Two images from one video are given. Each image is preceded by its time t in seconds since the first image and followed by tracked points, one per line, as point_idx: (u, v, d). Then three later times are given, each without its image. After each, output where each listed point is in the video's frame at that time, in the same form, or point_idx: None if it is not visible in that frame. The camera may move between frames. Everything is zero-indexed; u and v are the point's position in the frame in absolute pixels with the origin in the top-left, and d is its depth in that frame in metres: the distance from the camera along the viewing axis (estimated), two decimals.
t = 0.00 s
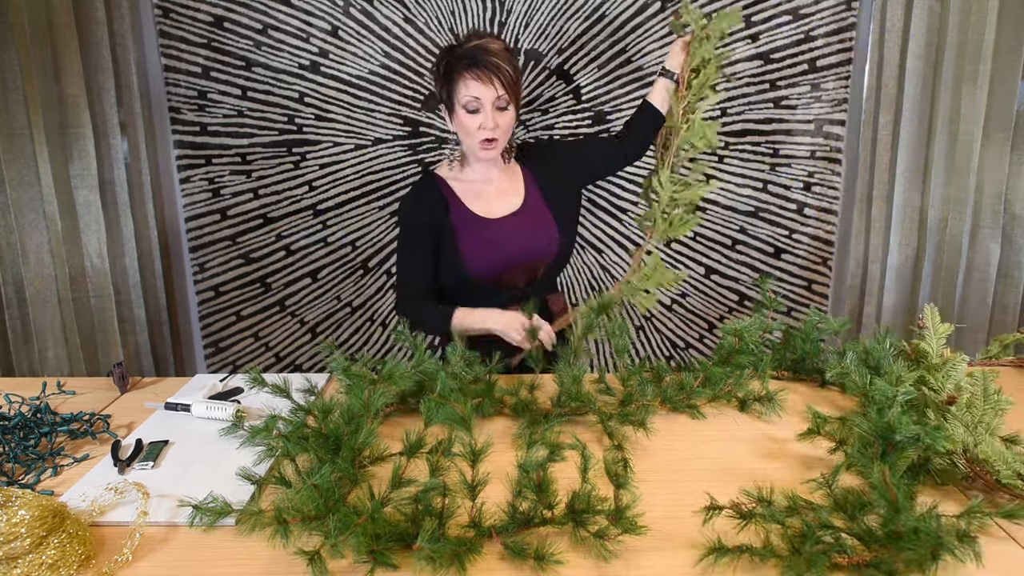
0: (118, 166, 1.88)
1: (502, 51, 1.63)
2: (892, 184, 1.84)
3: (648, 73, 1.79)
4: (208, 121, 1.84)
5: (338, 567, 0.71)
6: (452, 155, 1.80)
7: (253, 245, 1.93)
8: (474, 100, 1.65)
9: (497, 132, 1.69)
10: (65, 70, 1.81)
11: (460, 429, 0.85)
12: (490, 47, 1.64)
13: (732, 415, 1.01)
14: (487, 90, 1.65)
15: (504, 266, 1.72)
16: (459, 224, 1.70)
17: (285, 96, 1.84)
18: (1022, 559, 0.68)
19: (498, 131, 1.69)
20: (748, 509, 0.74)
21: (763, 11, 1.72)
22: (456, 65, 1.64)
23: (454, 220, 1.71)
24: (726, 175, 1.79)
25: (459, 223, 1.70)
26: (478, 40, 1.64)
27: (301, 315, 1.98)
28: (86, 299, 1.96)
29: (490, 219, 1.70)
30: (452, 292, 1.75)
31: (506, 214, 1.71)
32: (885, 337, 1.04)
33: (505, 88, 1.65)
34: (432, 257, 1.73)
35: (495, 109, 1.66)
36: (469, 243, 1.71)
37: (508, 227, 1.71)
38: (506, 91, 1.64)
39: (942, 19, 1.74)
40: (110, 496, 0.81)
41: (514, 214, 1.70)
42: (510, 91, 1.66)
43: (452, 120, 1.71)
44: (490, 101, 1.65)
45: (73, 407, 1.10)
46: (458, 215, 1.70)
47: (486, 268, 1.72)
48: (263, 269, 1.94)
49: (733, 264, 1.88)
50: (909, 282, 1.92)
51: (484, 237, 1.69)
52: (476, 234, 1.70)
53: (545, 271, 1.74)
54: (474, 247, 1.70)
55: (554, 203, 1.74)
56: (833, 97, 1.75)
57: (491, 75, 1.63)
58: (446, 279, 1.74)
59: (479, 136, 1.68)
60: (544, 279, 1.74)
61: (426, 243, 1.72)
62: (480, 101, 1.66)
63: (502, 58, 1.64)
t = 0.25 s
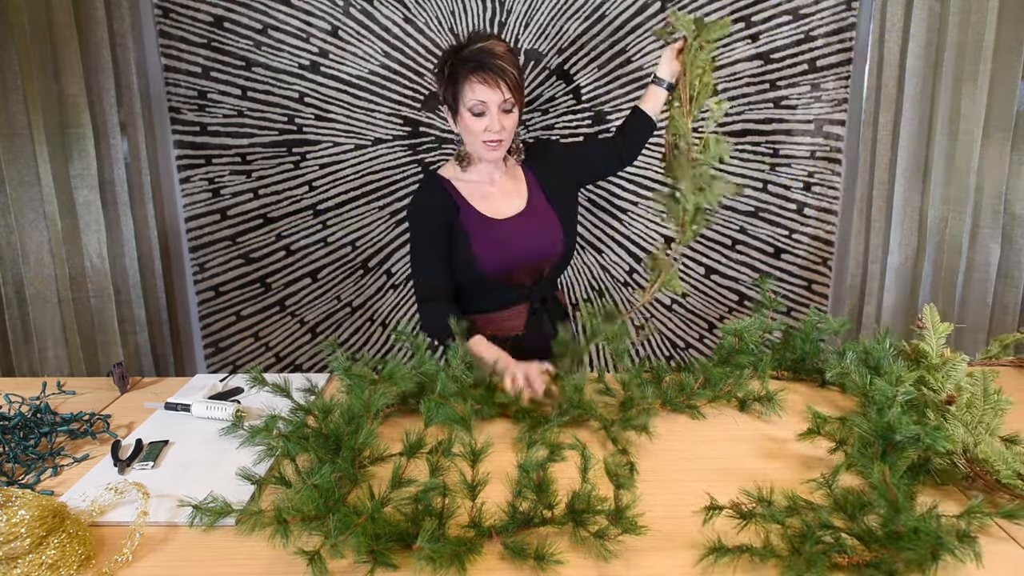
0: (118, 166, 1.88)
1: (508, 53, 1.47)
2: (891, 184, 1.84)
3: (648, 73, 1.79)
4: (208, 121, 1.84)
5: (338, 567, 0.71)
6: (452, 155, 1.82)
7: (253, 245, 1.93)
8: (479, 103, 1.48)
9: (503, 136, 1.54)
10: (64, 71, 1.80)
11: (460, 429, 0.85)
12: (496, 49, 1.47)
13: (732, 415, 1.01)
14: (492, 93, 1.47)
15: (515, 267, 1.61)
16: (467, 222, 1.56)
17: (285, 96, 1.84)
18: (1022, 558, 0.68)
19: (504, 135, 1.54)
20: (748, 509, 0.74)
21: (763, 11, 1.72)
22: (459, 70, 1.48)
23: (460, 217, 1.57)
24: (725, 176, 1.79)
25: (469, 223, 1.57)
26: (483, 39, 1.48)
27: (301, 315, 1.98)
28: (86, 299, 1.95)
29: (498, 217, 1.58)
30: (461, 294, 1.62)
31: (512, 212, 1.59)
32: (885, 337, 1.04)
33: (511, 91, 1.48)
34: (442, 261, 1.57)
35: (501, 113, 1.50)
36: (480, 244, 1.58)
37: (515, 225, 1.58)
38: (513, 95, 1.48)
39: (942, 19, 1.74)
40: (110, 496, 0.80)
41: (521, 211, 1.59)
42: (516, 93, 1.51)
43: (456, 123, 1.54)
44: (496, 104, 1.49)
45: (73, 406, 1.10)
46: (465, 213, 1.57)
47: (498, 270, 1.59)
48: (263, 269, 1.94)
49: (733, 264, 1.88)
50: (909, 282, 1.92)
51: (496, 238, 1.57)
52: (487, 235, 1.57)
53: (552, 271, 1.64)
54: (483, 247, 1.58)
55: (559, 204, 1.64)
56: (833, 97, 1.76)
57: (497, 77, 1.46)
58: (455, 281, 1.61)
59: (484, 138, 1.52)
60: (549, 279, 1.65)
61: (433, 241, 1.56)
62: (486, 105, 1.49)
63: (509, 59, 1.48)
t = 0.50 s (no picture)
0: (118, 166, 1.88)
1: (511, 50, 1.52)
2: (892, 184, 1.84)
3: (648, 73, 1.79)
4: (208, 121, 1.84)
5: (338, 567, 0.71)
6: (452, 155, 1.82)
7: (253, 245, 1.93)
8: (484, 101, 1.53)
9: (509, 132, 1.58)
10: (64, 71, 1.80)
11: (460, 429, 0.85)
12: (499, 46, 1.52)
13: (732, 415, 1.01)
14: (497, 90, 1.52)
15: (518, 267, 1.60)
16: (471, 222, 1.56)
17: (285, 96, 1.84)
18: (1022, 558, 0.68)
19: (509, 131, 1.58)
20: (748, 509, 0.74)
21: (763, 11, 1.73)
22: (463, 68, 1.52)
23: (464, 216, 1.56)
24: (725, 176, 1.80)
25: (473, 223, 1.57)
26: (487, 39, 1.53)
27: (301, 315, 1.98)
28: (86, 299, 1.96)
29: (502, 216, 1.57)
30: (461, 293, 1.62)
31: (516, 211, 1.59)
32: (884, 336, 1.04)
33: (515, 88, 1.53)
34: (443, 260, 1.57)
35: (505, 108, 1.54)
36: (484, 243, 1.57)
37: (520, 225, 1.58)
38: (518, 92, 1.53)
39: (943, 19, 1.74)
40: (110, 496, 0.81)
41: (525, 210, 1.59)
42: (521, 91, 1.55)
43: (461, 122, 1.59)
44: (501, 101, 1.53)
45: (73, 407, 1.10)
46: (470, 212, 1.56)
47: (501, 269, 1.59)
48: (263, 269, 1.94)
49: (733, 265, 1.88)
50: (909, 282, 1.91)
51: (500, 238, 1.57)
52: (491, 235, 1.57)
53: (555, 272, 1.64)
54: (487, 247, 1.57)
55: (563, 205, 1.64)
56: (833, 97, 1.76)
57: (501, 75, 1.51)
58: (455, 279, 1.61)
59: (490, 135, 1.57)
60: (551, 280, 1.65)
61: (435, 241, 1.56)
62: (491, 102, 1.54)
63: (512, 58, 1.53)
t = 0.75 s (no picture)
0: (118, 166, 1.86)
1: (511, 50, 1.48)
2: (892, 184, 1.84)
3: (648, 72, 1.79)
4: (208, 121, 1.84)
5: (338, 568, 0.71)
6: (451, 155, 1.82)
7: (253, 245, 1.93)
8: (483, 102, 1.50)
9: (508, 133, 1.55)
10: (64, 72, 1.79)
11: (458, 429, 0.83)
12: (499, 46, 1.49)
13: (732, 414, 1.01)
14: (495, 90, 1.48)
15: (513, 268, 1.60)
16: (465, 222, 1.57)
17: (285, 96, 1.84)
18: (1021, 557, 0.68)
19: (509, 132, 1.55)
20: (750, 510, 0.74)
21: (763, 11, 1.73)
22: (462, 67, 1.49)
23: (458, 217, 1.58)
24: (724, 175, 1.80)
25: (468, 225, 1.57)
26: (487, 38, 1.49)
27: (301, 315, 1.98)
28: (86, 299, 1.96)
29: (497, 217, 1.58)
30: (453, 291, 1.65)
31: (512, 213, 1.58)
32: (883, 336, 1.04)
33: (514, 90, 1.49)
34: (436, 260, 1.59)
35: (504, 109, 1.51)
36: (477, 245, 1.58)
37: (515, 226, 1.58)
38: (517, 93, 1.49)
39: (943, 19, 1.74)
40: (110, 496, 0.81)
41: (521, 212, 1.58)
42: (521, 92, 1.51)
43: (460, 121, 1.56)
44: (499, 102, 1.50)
45: (73, 407, 1.09)
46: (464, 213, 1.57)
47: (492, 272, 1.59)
48: (262, 269, 1.95)
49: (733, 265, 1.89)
50: (909, 281, 1.91)
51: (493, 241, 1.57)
52: (484, 239, 1.57)
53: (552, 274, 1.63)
54: (481, 247, 1.58)
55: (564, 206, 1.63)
56: (833, 97, 1.76)
57: (500, 76, 1.47)
58: (450, 279, 1.62)
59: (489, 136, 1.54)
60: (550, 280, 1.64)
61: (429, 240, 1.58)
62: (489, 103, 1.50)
63: (513, 58, 1.49)
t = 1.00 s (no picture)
0: (118, 166, 1.86)
1: (512, 54, 1.48)
2: (892, 184, 1.84)
3: (648, 72, 1.79)
4: (208, 121, 1.84)
5: (338, 569, 0.71)
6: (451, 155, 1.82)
7: (253, 245, 1.93)
8: (484, 107, 1.49)
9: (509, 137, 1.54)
10: (64, 72, 1.80)
11: (457, 429, 0.84)
12: (500, 49, 1.48)
13: (732, 413, 1.01)
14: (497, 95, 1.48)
15: (508, 268, 1.60)
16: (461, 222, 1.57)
17: (285, 96, 1.84)
18: (1022, 557, 0.68)
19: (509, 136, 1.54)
20: (751, 510, 0.73)
21: (763, 12, 1.74)
22: (462, 70, 1.48)
23: (454, 217, 1.57)
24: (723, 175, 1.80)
25: (463, 226, 1.58)
26: (488, 41, 1.49)
27: (301, 315, 1.98)
28: (86, 300, 1.96)
29: (493, 218, 1.57)
30: (448, 291, 1.65)
31: (509, 213, 1.58)
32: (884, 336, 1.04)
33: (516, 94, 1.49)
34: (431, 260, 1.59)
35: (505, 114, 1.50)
36: (472, 246, 1.58)
37: (511, 226, 1.58)
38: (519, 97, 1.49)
39: (943, 19, 1.74)
40: (110, 496, 0.81)
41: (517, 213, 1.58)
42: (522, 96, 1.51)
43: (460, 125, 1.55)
44: (501, 106, 1.49)
45: (73, 407, 1.09)
46: (460, 213, 1.57)
47: (487, 272, 1.60)
48: (262, 269, 1.95)
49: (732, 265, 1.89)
50: (909, 281, 1.91)
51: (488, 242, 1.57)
52: (480, 240, 1.57)
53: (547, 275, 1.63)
54: (476, 248, 1.58)
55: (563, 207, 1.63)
56: (833, 97, 1.76)
57: (502, 80, 1.47)
58: (445, 278, 1.62)
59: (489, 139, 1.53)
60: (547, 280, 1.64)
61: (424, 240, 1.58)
62: (491, 108, 1.49)
63: (513, 62, 1.49)
